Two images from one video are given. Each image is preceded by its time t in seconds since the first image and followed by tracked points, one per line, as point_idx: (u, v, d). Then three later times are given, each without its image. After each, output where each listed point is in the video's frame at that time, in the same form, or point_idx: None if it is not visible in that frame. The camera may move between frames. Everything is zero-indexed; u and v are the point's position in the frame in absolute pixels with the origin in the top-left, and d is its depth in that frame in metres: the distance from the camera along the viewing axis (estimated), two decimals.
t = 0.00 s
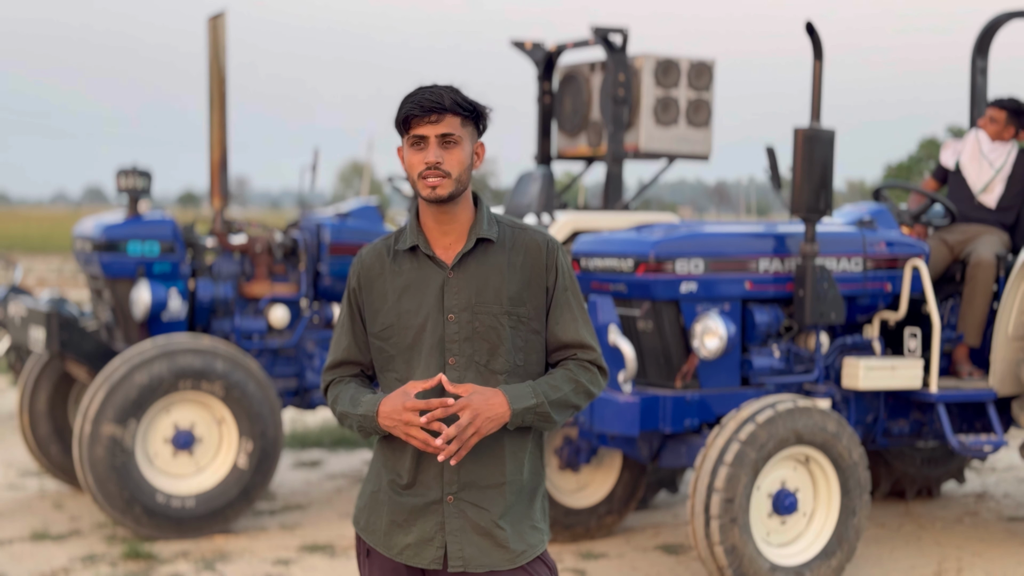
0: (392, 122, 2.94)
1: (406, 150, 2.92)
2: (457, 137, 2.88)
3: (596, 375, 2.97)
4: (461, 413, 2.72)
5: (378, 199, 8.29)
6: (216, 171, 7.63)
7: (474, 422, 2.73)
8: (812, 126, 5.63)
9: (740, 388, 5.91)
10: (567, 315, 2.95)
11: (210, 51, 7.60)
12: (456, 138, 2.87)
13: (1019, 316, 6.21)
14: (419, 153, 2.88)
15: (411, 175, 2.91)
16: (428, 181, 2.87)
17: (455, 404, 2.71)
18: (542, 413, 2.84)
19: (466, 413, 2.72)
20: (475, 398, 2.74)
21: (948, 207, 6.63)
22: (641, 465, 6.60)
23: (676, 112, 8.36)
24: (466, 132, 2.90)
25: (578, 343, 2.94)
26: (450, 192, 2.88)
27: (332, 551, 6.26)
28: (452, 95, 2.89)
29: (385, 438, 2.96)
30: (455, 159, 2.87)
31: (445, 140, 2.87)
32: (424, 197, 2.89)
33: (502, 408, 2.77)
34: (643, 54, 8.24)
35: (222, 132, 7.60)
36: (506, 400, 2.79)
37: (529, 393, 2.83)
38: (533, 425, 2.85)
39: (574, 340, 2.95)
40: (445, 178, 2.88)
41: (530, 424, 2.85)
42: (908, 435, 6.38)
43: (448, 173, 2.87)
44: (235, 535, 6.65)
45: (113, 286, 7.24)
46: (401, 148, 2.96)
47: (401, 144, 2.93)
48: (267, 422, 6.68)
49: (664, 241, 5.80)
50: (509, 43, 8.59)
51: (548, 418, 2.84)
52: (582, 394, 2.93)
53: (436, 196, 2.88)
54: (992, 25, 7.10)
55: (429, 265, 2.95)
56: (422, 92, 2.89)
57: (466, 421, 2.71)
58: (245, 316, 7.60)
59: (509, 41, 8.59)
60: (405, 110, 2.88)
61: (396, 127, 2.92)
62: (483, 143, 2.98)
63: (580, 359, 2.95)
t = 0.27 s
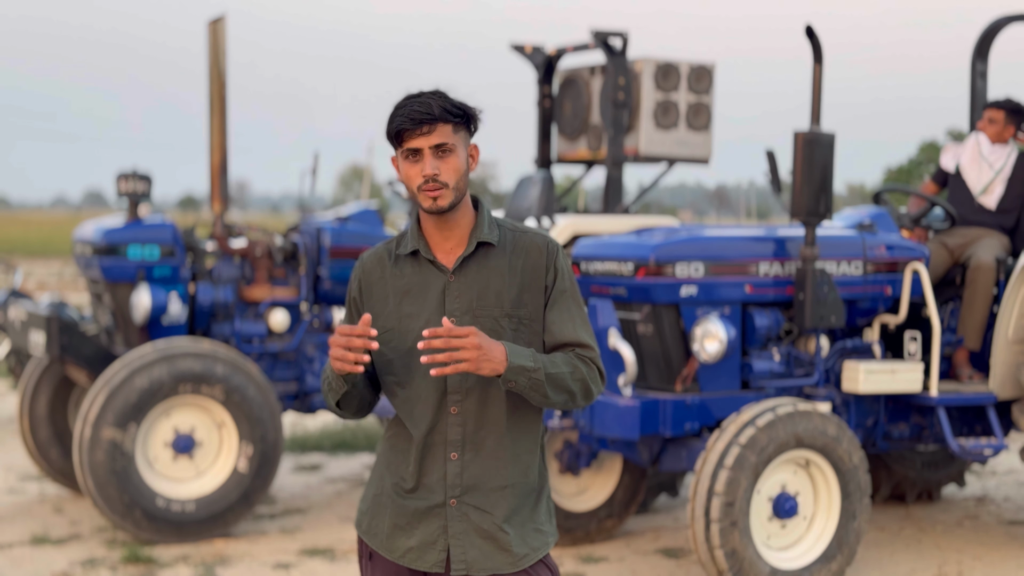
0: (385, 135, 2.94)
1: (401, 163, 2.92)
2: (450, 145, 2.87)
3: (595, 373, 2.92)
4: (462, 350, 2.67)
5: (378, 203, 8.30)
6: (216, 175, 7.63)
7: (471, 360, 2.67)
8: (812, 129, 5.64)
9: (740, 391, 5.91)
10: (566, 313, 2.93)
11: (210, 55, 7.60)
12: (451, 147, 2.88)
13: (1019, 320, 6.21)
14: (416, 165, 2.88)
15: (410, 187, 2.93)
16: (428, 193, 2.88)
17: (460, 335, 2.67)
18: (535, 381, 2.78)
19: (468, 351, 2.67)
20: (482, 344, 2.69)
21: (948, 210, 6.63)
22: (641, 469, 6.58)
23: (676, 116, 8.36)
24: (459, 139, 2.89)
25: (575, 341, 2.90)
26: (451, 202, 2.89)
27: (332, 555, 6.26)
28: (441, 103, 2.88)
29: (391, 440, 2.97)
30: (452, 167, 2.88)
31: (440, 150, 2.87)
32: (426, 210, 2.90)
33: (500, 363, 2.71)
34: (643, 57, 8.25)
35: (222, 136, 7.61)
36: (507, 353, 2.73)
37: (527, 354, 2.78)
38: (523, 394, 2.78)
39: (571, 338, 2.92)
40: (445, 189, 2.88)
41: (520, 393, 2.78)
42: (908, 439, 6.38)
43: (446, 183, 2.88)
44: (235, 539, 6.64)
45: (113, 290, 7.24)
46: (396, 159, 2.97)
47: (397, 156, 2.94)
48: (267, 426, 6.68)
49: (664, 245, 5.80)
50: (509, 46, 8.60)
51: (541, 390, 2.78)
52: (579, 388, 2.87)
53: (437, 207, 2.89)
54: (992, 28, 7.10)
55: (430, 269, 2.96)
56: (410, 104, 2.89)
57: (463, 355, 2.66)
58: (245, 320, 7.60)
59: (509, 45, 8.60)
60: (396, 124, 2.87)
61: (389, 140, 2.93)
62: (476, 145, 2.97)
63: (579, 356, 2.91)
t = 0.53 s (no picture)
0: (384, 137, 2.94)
1: (400, 164, 2.92)
2: (450, 146, 2.88)
3: (572, 383, 2.88)
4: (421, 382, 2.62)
5: (378, 207, 8.30)
6: (217, 179, 7.63)
7: (430, 393, 2.63)
8: (812, 133, 5.64)
9: (741, 395, 5.91)
10: (558, 317, 2.91)
11: (210, 59, 7.61)
12: (450, 148, 2.88)
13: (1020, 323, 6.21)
14: (415, 167, 2.88)
15: (409, 188, 2.92)
16: (427, 194, 2.88)
17: (420, 371, 2.60)
18: (499, 410, 2.77)
19: (427, 382, 2.62)
20: (445, 371, 2.63)
21: (948, 214, 6.63)
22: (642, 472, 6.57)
23: (676, 119, 8.37)
24: (459, 140, 2.90)
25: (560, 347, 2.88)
26: (450, 203, 2.89)
27: (332, 559, 6.26)
28: (440, 105, 2.89)
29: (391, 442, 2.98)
30: (452, 168, 2.88)
31: (440, 151, 2.87)
32: (425, 211, 2.90)
33: (460, 392, 2.66)
34: (643, 61, 8.26)
35: (222, 140, 7.61)
36: (468, 386, 2.68)
37: (492, 387, 2.75)
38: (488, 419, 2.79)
39: (555, 345, 2.89)
40: (444, 189, 2.88)
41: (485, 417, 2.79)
42: (909, 442, 6.38)
43: (445, 183, 2.88)
44: (236, 543, 6.64)
45: (113, 294, 7.24)
46: (395, 161, 2.97)
47: (395, 158, 2.94)
48: (267, 430, 6.68)
49: (664, 248, 5.80)
50: (509, 50, 8.61)
51: (505, 417, 2.77)
52: (554, 402, 2.84)
53: (436, 208, 2.89)
54: (992, 32, 7.11)
55: (428, 272, 2.96)
56: (410, 105, 2.89)
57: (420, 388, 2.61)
58: (245, 324, 7.61)
59: (509, 48, 8.61)
60: (396, 125, 2.88)
61: (388, 142, 2.93)
62: (476, 148, 2.98)
63: (558, 365, 2.89)
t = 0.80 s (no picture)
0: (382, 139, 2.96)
1: (397, 165, 2.93)
2: (446, 147, 2.88)
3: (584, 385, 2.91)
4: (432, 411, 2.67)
5: (378, 210, 8.31)
6: (217, 183, 7.63)
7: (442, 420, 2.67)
8: (813, 136, 5.64)
9: (741, 398, 5.91)
10: (559, 322, 2.91)
11: (210, 62, 7.62)
12: (446, 148, 2.88)
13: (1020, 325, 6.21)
14: (410, 166, 2.88)
15: (404, 189, 2.92)
16: (421, 193, 2.88)
17: (429, 403, 2.64)
18: (513, 425, 2.80)
19: (436, 413, 2.66)
20: (450, 399, 2.68)
21: (949, 216, 6.64)
22: (642, 475, 6.56)
23: (676, 122, 8.37)
24: (456, 142, 2.91)
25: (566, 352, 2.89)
26: (445, 202, 2.89)
27: (334, 563, 6.25)
28: (439, 106, 2.90)
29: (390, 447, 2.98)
30: (447, 168, 2.88)
31: (436, 151, 2.88)
32: (419, 210, 2.90)
33: (472, 415, 2.70)
34: (643, 64, 8.26)
35: (223, 144, 7.61)
36: (479, 406, 2.72)
37: (502, 404, 2.77)
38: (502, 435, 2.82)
39: (562, 349, 2.91)
40: (439, 189, 2.88)
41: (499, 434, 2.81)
42: (910, 445, 6.37)
43: (440, 183, 2.88)
44: (237, 547, 6.64)
45: (114, 297, 7.24)
46: (392, 164, 2.97)
47: (392, 159, 2.95)
48: (268, 433, 6.68)
49: (665, 251, 5.80)
50: (509, 53, 8.61)
51: (518, 431, 2.80)
52: (564, 408, 2.87)
53: (431, 207, 2.89)
54: (992, 34, 7.11)
55: (425, 277, 2.96)
56: (408, 106, 2.90)
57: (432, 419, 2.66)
58: (245, 328, 7.60)
59: (510, 51, 8.61)
60: (393, 124, 2.89)
61: (386, 143, 2.94)
62: (474, 153, 2.98)
63: (565, 370, 2.90)
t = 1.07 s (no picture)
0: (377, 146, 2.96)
1: (395, 170, 2.93)
2: (442, 147, 2.89)
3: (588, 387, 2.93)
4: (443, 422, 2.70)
5: (379, 213, 8.31)
6: (218, 186, 7.64)
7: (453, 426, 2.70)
8: (813, 138, 5.64)
9: (742, 400, 5.91)
10: (564, 325, 2.93)
11: (211, 66, 7.63)
12: (442, 148, 2.89)
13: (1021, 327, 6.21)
14: (408, 169, 2.89)
15: (404, 193, 2.92)
16: (421, 195, 2.88)
17: (437, 410, 2.68)
18: (523, 427, 2.81)
19: (445, 419, 2.69)
20: (456, 406, 2.71)
21: (949, 218, 6.64)
22: (643, 478, 6.60)
23: (677, 125, 8.38)
24: (451, 142, 2.91)
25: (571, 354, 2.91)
26: (445, 203, 2.89)
27: (335, 566, 6.25)
28: (432, 107, 2.90)
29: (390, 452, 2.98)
30: (445, 168, 2.88)
31: (432, 152, 2.88)
32: (420, 213, 2.89)
33: (481, 417, 2.73)
34: (644, 67, 8.26)
35: (223, 147, 7.62)
36: (488, 410, 2.75)
37: (510, 406, 2.79)
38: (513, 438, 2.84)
39: (567, 352, 2.92)
40: (438, 189, 2.88)
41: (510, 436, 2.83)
42: (911, 447, 6.37)
43: (440, 183, 2.88)
44: (238, 550, 6.64)
45: (115, 301, 7.25)
46: (389, 171, 2.97)
47: (389, 165, 2.94)
48: (269, 437, 6.68)
49: (666, 254, 5.80)
50: (510, 56, 8.62)
51: (528, 432, 2.82)
52: (569, 409, 2.90)
53: (432, 209, 2.88)
54: (992, 37, 7.12)
55: (428, 280, 2.96)
56: (401, 110, 2.91)
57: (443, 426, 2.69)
58: (246, 331, 7.60)
59: (510, 54, 8.62)
60: (388, 128, 2.89)
61: (382, 149, 2.94)
62: (470, 153, 2.99)
63: (569, 372, 2.92)
